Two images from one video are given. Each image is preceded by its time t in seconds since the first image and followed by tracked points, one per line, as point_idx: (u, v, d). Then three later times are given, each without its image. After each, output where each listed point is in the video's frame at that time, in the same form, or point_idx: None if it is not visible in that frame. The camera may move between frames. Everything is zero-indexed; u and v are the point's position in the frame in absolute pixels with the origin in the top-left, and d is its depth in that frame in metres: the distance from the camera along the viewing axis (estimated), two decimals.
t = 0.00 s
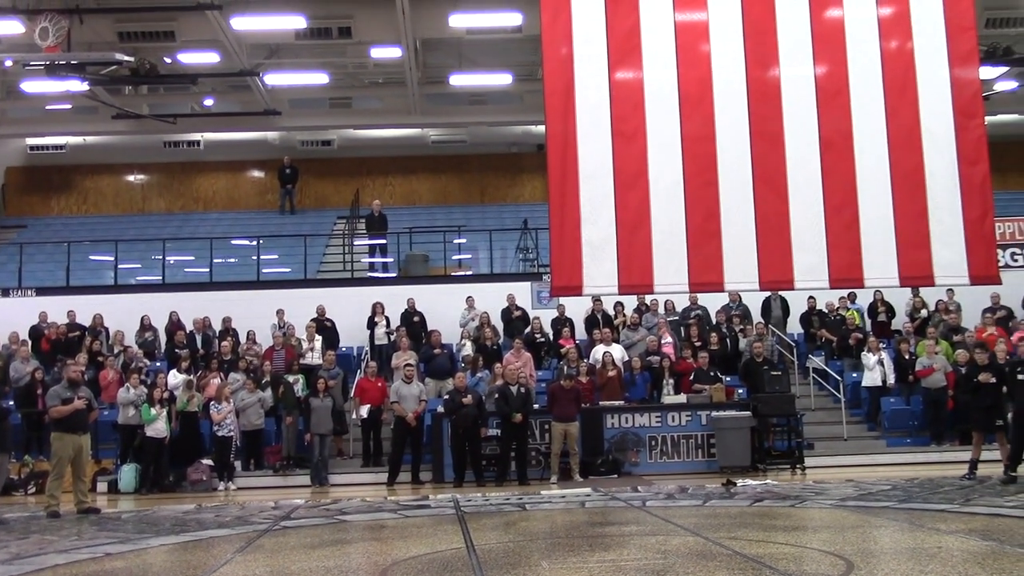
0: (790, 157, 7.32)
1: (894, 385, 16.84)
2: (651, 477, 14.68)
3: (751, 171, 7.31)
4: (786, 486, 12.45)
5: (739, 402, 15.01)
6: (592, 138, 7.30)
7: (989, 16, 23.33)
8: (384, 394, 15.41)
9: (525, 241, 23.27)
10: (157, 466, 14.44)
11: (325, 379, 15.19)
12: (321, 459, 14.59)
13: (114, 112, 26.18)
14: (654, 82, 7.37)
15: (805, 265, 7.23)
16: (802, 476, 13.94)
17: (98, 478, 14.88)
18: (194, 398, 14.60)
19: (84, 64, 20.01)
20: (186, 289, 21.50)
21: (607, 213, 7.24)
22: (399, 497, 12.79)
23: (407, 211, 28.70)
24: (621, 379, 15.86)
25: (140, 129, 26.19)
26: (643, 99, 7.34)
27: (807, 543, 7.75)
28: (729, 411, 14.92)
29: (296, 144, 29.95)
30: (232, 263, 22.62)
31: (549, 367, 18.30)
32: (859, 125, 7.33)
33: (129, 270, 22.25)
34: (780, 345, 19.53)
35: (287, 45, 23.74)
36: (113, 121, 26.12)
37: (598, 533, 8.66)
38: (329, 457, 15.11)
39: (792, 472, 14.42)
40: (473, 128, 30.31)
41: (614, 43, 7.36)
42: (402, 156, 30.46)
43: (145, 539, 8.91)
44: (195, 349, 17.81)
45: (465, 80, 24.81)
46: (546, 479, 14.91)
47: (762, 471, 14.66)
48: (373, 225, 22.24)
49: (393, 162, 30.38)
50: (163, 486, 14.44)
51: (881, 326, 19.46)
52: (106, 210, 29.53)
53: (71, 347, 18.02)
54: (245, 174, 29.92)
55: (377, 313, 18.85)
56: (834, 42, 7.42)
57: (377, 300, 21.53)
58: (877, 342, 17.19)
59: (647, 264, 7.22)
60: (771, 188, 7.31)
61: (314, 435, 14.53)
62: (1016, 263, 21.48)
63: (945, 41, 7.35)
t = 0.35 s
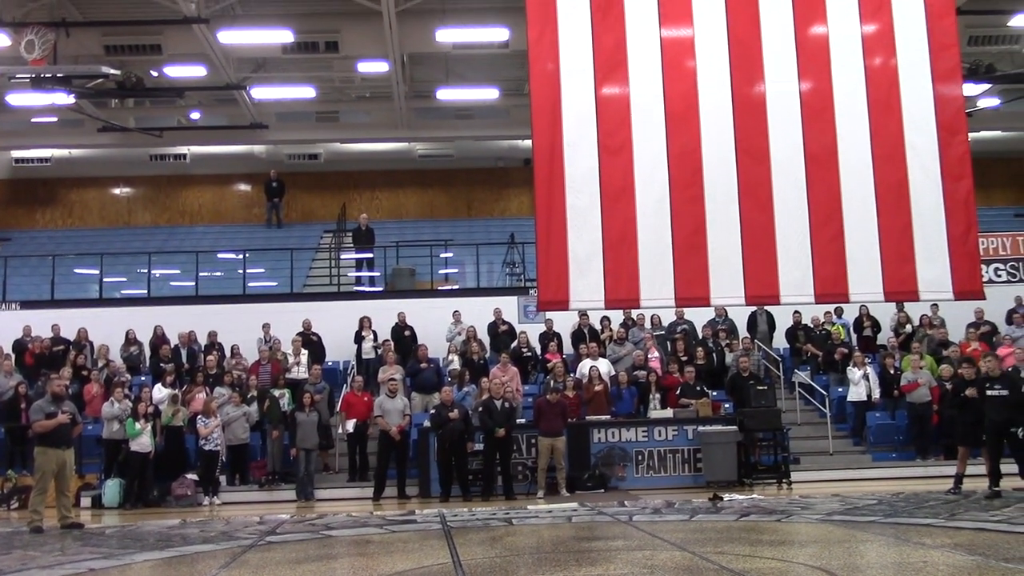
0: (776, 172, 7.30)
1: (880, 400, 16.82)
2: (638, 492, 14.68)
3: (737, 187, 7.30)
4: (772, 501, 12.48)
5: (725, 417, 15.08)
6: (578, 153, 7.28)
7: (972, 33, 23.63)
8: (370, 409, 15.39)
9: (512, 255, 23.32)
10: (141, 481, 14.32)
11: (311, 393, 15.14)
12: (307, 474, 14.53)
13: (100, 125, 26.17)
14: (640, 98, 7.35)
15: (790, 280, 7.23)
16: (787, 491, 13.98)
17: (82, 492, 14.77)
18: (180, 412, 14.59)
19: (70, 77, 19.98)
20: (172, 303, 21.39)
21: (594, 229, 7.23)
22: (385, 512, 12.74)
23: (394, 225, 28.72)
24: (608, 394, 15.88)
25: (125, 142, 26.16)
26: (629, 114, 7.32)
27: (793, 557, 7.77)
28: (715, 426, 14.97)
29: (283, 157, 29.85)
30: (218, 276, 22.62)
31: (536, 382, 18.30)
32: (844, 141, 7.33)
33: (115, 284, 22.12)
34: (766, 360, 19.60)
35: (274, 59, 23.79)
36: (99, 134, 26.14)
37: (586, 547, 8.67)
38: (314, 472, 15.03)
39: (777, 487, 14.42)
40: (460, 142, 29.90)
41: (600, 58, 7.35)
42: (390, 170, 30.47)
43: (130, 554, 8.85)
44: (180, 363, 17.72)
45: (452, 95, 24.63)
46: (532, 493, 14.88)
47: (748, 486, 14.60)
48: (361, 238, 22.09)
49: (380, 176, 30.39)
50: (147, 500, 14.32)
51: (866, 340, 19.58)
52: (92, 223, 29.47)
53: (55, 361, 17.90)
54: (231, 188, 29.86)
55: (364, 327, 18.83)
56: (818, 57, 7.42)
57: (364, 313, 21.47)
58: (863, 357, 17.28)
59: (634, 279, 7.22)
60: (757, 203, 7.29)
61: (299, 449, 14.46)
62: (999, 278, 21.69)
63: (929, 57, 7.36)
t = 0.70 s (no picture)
0: (769, 194, 7.29)
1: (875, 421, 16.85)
2: (632, 514, 14.65)
3: (731, 209, 7.28)
4: (767, 523, 12.44)
5: (719, 439, 15.03)
6: (572, 175, 7.27)
7: (965, 56, 23.81)
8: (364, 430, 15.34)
9: (506, 276, 23.36)
10: (133, 503, 14.26)
11: (304, 415, 15.12)
12: (301, 495, 14.47)
13: (95, 146, 26.25)
14: (634, 119, 7.34)
15: (784, 302, 7.21)
16: (783, 514, 13.92)
17: (74, 514, 14.66)
18: (173, 434, 14.64)
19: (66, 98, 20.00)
20: (165, 324, 21.34)
21: (588, 250, 7.21)
22: (378, 534, 12.67)
23: (389, 246, 28.78)
24: (603, 415, 15.84)
25: (120, 163, 26.20)
26: (623, 137, 7.32)
27: None
28: (710, 447, 14.98)
29: (278, 179, 29.77)
30: (212, 297, 22.61)
31: (531, 403, 18.24)
32: (837, 163, 7.32)
33: (108, 304, 22.13)
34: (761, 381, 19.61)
35: (270, 81, 23.89)
36: (93, 155, 26.22)
37: (580, 570, 8.63)
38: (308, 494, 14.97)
39: (773, 509, 14.37)
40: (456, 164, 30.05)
41: (595, 80, 7.35)
42: (385, 192, 30.52)
43: None
44: (173, 385, 17.64)
45: (447, 116, 24.69)
46: (527, 516, 14.82)
47: (743, 508, 14.64)
48: (355, 259, 22.12)
49: (375, 197, 30.46)
50: (140, 522, 14.25)
51: (860, 361, 19.63)
52: (86, 244, 29.50)
53: (48, 381, 17.81)
54: (226, 209, 29.89)
55: (359, 348, 18.84)
56: (812, 80, 7.43)
57: (359, 335, 21.41)
58: (858, 378, 17.30)
59: (628, 300, 7.20)
60: (752, 225, 7.27)
61: (293, 471, 14.39)
62: (993, 299, 21.75)
63: (923, 80, 7.37)
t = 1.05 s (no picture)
0: (756, 214, 7.34)
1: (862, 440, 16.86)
2: (619, 533, 14.57)
3: (718, 228, 7.33)
4: (755, 542, 12.45)
5: (707, 458, 15.02)
6: (560, 195, 7.29)
7: (949, 78, 24.15)
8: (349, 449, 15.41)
9: (494, 295, 23.45)
10: (118, 522, 14.15)
11: (291, 434, 15.02)
12: (286, 515, 14.40)
13: (82, 164, 26.23)
14: (621, 139, 7.39)
15: (770, 321, 7.25)
16: (769, 533, 13.92)
17: (57, 534, 14.54)
18: (157, 452, 14.40)
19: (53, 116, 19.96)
20: (151, 342, 21.24)
21: (575, 269, 7.23)
22: (365, 554, 12.60)
23: (376, 264, 28.79)
24: (590, 434, 15.85)
25: (106, 180, 26.14)
26: (610, 156, 7.36)
27: None
28: (697, 466, 14.96)
29: (266, 198, 29.29)
30: (199, 315, 22.56)
31: (518, 422, 18.21)
32: (823, 183, 7.39)
33: (94, 321, 22.11)
34: (748, 400, 19.67)
35: (258, 99, 23.94)
36: (81, 172, 26.19)
37: None
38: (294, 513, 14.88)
39: (759, 527, 14.50)
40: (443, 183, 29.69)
41: (582, 100, 7.40)
42: (373, 210, 30.56)
43: None
44: (159, 403, 17.54)
45: (435, 134, 24.80)
46: (514, 535, 14.78)
47: (730, 527, 14.58)
48: (343, 277, 22.14)
49: (363, 216, 30.51)
50: (125, 543, 14.10)
51: (847, 380, 19.71)
52: (72, 261, 29.43)
53: (32, 400, 17.69)
54: (213, 227, 29.84)
55: (346, 367, 18.80)
56: (798, 101, 7.50)
57: (346, 353, 21.35)
58: (844, 397, 17.36)
59: (615, 319, 7.22)
60: (738, 245, 7.32)
61: (279, 490, 14.30)
62: (977, 318, 21.92)
63: (907, 101, 7.45)
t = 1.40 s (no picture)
0: (737, 233, 7.41)
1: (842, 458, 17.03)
2: (600, 552, 14.54)
3: (700, 246, 7.39)
4: (736, 561, 12.45)
5: (688, 476, 15.04)
6: (542, 213, 7.34)
7: (928, 99, 24.48)
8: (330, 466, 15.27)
9: (477, 312, 23.61)
10: (95, 541, 14.02)
11: (271, 452, 14.92)
12: (265, 534, 14.29)
13: (63, 179, 26.13)
14: (605, 158, 7.46)
15: (751, 339, 7.30)
16: (751, 552, 13.95)
17: (34, 553, 14.38)
18: (137, 470, 14.36)
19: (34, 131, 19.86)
20: (131, 358, 21.10)
21: (558, 286, 7.25)
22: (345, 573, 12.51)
23: (358, 282, 28.75)
24: (572, 452, 15.85)
25: (87, 196, 26.02)
26: (593, 175, 7.42)
27: None
28: (678, 485, 14.97)
29: (248, 215, 29.11)
30: (179, 332, 22.44)
31: (500, 440, 18.18)
32: (804, 202, 7.47)
33: (74, 338, 21.97)
34: (730, 418, 19.73)
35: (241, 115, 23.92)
36: (62, 188, 26.07)
37: None
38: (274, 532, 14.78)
39: (740, 547, 14.51)
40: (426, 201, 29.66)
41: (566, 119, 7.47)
42: (356, 227, 30.54)
43: None
44: (138, 421, 17.40)
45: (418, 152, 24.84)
46: (495, 553, 14.74)
47: (712, 546, 14.60)
48: (325, 293, 22.04)
49: (346, 233, 30.49)
50: (101, 561, 14.05)
51: (828, 399, 19.81)
52: (52, 277, 29.28)
53: (10, 417, 17.52)
54: (195, 244, 29.73)
55: (327, 384, 18.71)
56: (780, 121, 7.60)
57: (328, 370, 21.26)
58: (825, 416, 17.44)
59: (597, 336, 7.24)
60: (721, 263, 7.37)
61: (259, 509, 14.20)
62: (958, 337, 22.03)
63: (887, 122, 7.57)
